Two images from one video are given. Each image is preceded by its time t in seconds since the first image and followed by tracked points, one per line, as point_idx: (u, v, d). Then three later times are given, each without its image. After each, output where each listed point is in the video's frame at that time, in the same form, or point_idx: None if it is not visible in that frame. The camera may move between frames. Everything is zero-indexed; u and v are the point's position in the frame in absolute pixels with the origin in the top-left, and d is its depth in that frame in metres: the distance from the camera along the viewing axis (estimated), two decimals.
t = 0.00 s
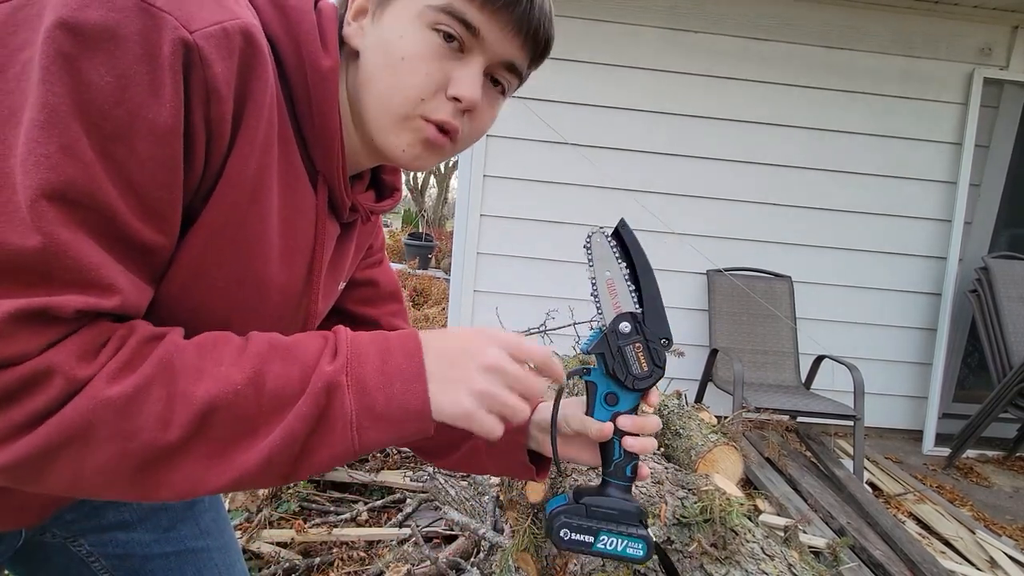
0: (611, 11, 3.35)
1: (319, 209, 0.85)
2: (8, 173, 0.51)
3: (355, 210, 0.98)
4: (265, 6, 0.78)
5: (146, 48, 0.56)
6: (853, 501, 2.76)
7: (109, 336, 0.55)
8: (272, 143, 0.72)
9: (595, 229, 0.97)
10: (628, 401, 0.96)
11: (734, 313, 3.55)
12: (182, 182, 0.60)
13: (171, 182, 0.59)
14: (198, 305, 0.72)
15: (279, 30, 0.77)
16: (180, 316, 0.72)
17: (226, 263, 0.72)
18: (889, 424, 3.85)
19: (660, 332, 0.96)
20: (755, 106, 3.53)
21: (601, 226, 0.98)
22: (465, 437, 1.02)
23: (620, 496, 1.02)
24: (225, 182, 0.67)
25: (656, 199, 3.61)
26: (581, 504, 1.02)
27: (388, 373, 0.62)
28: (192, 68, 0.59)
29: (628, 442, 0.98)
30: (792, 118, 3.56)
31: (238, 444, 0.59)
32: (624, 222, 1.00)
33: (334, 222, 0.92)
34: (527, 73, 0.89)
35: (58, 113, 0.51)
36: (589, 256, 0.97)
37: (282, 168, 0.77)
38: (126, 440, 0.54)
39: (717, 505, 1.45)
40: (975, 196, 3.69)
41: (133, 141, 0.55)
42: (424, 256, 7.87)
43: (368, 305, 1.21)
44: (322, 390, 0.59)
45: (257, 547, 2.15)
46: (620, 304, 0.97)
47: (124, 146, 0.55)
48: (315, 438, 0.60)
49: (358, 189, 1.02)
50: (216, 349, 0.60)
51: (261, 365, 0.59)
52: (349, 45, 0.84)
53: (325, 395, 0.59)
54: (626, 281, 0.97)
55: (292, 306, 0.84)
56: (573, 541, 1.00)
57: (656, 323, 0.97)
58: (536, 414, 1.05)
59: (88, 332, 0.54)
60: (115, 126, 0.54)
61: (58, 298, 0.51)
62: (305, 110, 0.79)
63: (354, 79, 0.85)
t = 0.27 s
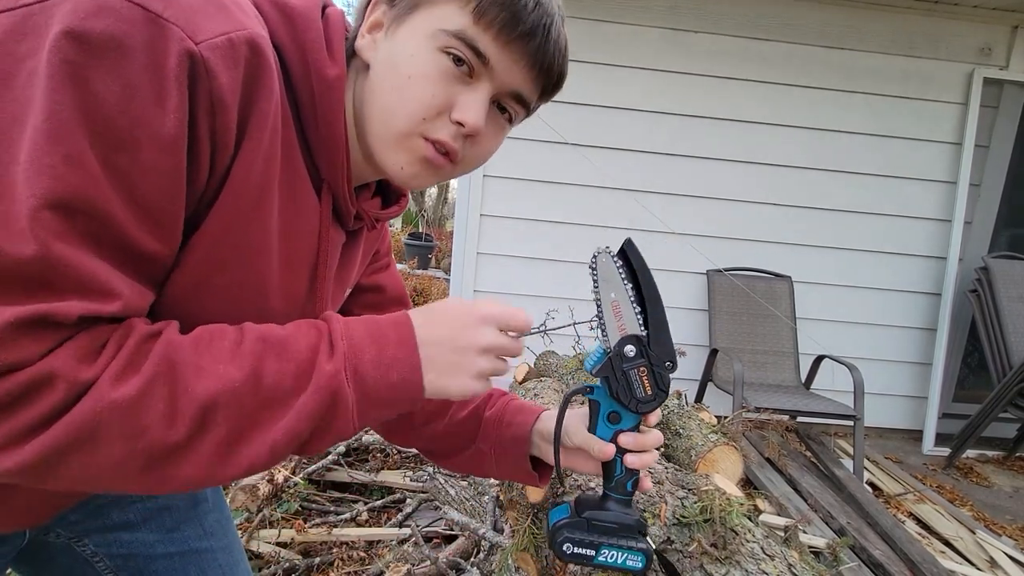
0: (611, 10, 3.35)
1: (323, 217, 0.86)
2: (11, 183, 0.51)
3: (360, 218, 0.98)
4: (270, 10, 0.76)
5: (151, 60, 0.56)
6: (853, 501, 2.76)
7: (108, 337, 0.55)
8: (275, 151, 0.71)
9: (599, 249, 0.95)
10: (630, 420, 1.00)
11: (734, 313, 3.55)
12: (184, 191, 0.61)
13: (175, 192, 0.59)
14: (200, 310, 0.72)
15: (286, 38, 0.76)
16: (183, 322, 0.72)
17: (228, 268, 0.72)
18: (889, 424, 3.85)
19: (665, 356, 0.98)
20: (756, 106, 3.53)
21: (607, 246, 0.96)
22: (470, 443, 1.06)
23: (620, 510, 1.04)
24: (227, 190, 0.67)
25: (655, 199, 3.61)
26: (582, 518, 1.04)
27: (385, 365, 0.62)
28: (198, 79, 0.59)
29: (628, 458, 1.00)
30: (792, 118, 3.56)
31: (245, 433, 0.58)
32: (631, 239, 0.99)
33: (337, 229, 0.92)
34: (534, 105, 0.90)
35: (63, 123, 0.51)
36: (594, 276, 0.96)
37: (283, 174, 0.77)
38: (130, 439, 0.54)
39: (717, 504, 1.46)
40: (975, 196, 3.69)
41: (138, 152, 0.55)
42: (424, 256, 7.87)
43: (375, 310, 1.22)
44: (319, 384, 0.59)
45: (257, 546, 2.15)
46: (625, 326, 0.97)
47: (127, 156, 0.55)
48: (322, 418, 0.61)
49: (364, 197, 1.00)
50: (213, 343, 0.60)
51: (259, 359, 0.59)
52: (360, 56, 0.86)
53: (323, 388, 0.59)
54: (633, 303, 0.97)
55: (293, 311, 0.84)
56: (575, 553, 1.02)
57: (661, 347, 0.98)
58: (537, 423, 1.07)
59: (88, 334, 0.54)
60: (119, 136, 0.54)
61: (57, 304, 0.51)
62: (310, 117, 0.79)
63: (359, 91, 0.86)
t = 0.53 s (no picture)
0: (611, 10, 3.35)
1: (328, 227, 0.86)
2: (32, 201, 0.52)
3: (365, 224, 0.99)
4: (276, 19, 0.77)
5: (161, 79, 0.56)
6: (853, 501, 2.76)
7: (131, 355, 0.57)
8: (280, 162, 0.72)
9: (612, 250, 0.97)
10: (636, 423, 1.00)
11: (734, 313, 3.56)
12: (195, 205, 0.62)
13: (187, 207, 0.60)
14: (204, 317, 0.73)
15: (293, 47, 0.77)
16: (188, 326, 0.72)
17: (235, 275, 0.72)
18: (888, 424, 3.86)
19: (675, 359, 0.98)
20: (756, 106, 3.54)
21: (618, 247, 0.98)
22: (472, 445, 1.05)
23: (624, 513, 1.04)
24: (232, 201, 0.68)
25: (655, 199, 3.62)
26: (585, 520, 1.04)
27: (383, 384, 0.64)
28: (208, 97, 0.59)
29: (634, 461, 1.01)
30: (792, 118, 3.57)
31: (251, 454, 0.60)
32: (642, 240, 1.00)
33: (343, 236, 0.93)
34: (540, 110, 0.90)
35: (79, 144, 0.52)
36: (605, 277, 0.98)
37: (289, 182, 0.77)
38: (149, 453, 0.56)
39: (717, 504, 1.46)
40: (975, 196, 3.69)
41: (151, 170, 0.56)
42: (424, 256, 7.87)
43: (379, 313, 1.21)
44: (321, 403, 0.61)
45: (257, 546, 2.15)
46: (634, 328, 0.98)
47: (141, 174, 0.56)
48: (322, 442, 0.63)
49: (370, 203, 1.01)
50: (228, 361, 0.62)
51: (272, 377, 0.61)
52: (369, 61, 0.87)
53: (325, 408, 0.61)
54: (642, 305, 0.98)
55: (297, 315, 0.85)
56: (576, 555, 1.02)
57: (670, 350, 0.99)
58: (541, 424, 1.07)
59: (112, 353, 0.56)
60: (132, 155, 0.55)
61: (86, 324, 0.53)
62: (316, 125, 0.79)
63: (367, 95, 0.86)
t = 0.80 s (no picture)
0: (612, 11, 3.36)
1: (335, 225, 0.88)
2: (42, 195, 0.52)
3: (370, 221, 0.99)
4: (284, 15, 0.77)
5: (169, 72, 0.57)
6: (853, 501, 2.77)
7: (140, 353, 0.58)
8: (288, 157, 0.73)
9: (619, 246, 0.98)
10: (638, 419, 1.00)
11: (734, 313, 3.56)
12: (204, 199, 0.62)
13: (196, 201, 0.61)
14: (211, 314, 0.73)
15: (300, 43, 0.77)
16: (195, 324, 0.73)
17: (243, 271, 0.73)
18: (888, 424, 3.86)
19: (680, 355, 1.00)
20: (756, 107, 3.55)
21: (625, 244, 0.99)
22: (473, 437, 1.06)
23: (626, 508, 1.05)
24: (242, 197, 0.69)
25: (655, 199, 3.63)
26: (587, 514, 1.05)
27: (397, 394, 0.65)
28: (216, 91, 0.60)
29: (636, 456, 1.01)
30: (792, 118, 3.57)
31: (257, 458, 0.61)
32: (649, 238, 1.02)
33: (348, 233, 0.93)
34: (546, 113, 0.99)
35: (89, 139, 0.53)
36: (612, 273, 0.99)
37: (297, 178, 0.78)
38: (158, 453, 0.57)
39: (717, 504, 1.46)
40: (975, 196, 3.70)
41: (160, 164, 0.57)
42: (424, 255, 7.88)
43: (384, 312, 1.22)
44: (333, 410, 0.62)
45: (258, 546, 2.16)
46: (640, 324, 0.99)
47: (150, 168, 0.57)
48: (329, 448, 0.64)
49: (375, 199, 1.02)
50: (238, 364, 0.62)
51: (281, 381, 0.62)
52: (393, 71, 0.87)
53: (336, 414, 0.62)
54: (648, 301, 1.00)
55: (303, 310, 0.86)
56: (578, 548, 1.04)
57: (676, 346, 1.00)
58: (547, 421, 1.09)
59: (120, 350, 0.57)
60: (140, 148, 0.56)
61: (94, 319, 0.53)
62: (324, 120, 0.80)
63: (383, 97, 0.88)
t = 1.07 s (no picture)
0: (612, 10, 3.36)
1: (344, 217, 0.87)
2: (71, 184, 0.52)
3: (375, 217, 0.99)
4: (296, 15, 0.78)
5: (194, 60, 0.57)
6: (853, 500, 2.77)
7: (184, 347, 0.60)
8: (303, 150, 0.74)
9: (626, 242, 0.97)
10: (637, 412, 1.01)
11: (734, 313, 3.56)
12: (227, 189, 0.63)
13: (221, 190, 0.62)
14: (227, 309, 0.73)
15: (309, 40, 0.77)
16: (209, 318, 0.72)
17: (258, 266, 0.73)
18: (888, 424, 3.87)
19: (682, 350, 0.99)
20: (756, 107, 3.55)
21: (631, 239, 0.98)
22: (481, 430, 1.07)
23: (624, 498, 1.05)
24: (259, 189, 0.69)
25: (655, 199, 3.63)
26: (584, 502, 1.05)
27: (431, 383, 0.68)
28: (239, 80, 0.61)
29: (635, 448, 1.01)
30: (792, 118, 3.57)
31: (300, 450, 0.62)
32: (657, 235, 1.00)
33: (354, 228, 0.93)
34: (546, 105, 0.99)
35: (121, 126, 0.53)
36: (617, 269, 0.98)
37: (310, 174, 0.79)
38: (205, 444, 0.57)
39: (717, 504, 1.46)
40: (975, 196, 3.70)
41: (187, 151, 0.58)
42: (424, 255, 7.88)
43: (387, 308, 1.22)
44: (376, 398, 0.65)
45: (257, 547, 2.16)
46: (643, 318, 0.99)
47: (177, 155, 0.57)
48: (368, 438, 0.66)
49: (378, 195, 1.02)
50: (279, 358, 0.64)
51: (321, 374, 0.64)
52: (395, 69, 0.87)
53: (377, 402, 0.65)
54: (653, 296, 0.99)
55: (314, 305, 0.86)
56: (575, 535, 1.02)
57: (679, 340, 0.99)
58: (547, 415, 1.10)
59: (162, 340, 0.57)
60: (168, 136, 0.57)
61: (142, 307, 0.54)
62: (331, 115, 0.80)
63: (389, 94, 0.88)
